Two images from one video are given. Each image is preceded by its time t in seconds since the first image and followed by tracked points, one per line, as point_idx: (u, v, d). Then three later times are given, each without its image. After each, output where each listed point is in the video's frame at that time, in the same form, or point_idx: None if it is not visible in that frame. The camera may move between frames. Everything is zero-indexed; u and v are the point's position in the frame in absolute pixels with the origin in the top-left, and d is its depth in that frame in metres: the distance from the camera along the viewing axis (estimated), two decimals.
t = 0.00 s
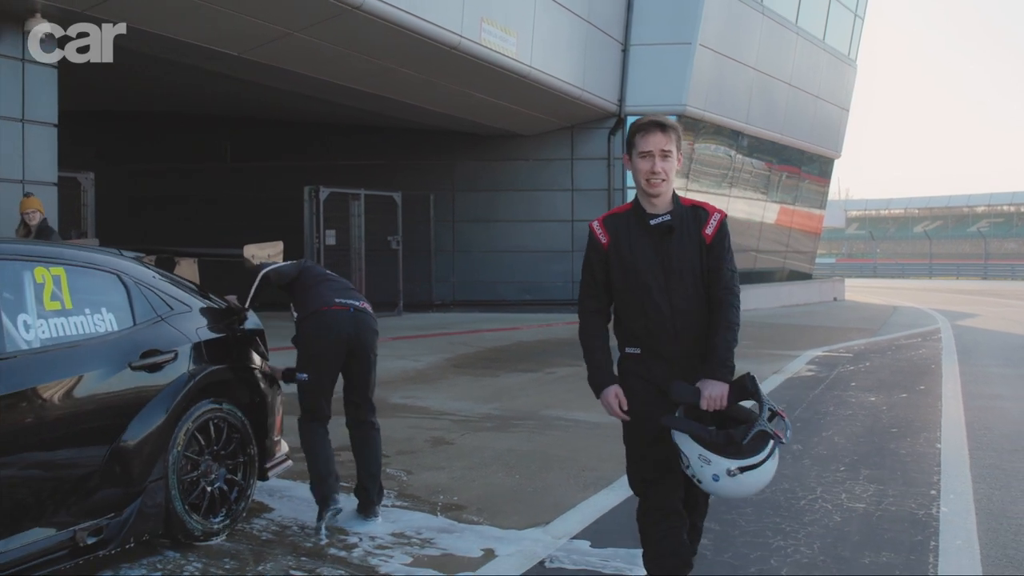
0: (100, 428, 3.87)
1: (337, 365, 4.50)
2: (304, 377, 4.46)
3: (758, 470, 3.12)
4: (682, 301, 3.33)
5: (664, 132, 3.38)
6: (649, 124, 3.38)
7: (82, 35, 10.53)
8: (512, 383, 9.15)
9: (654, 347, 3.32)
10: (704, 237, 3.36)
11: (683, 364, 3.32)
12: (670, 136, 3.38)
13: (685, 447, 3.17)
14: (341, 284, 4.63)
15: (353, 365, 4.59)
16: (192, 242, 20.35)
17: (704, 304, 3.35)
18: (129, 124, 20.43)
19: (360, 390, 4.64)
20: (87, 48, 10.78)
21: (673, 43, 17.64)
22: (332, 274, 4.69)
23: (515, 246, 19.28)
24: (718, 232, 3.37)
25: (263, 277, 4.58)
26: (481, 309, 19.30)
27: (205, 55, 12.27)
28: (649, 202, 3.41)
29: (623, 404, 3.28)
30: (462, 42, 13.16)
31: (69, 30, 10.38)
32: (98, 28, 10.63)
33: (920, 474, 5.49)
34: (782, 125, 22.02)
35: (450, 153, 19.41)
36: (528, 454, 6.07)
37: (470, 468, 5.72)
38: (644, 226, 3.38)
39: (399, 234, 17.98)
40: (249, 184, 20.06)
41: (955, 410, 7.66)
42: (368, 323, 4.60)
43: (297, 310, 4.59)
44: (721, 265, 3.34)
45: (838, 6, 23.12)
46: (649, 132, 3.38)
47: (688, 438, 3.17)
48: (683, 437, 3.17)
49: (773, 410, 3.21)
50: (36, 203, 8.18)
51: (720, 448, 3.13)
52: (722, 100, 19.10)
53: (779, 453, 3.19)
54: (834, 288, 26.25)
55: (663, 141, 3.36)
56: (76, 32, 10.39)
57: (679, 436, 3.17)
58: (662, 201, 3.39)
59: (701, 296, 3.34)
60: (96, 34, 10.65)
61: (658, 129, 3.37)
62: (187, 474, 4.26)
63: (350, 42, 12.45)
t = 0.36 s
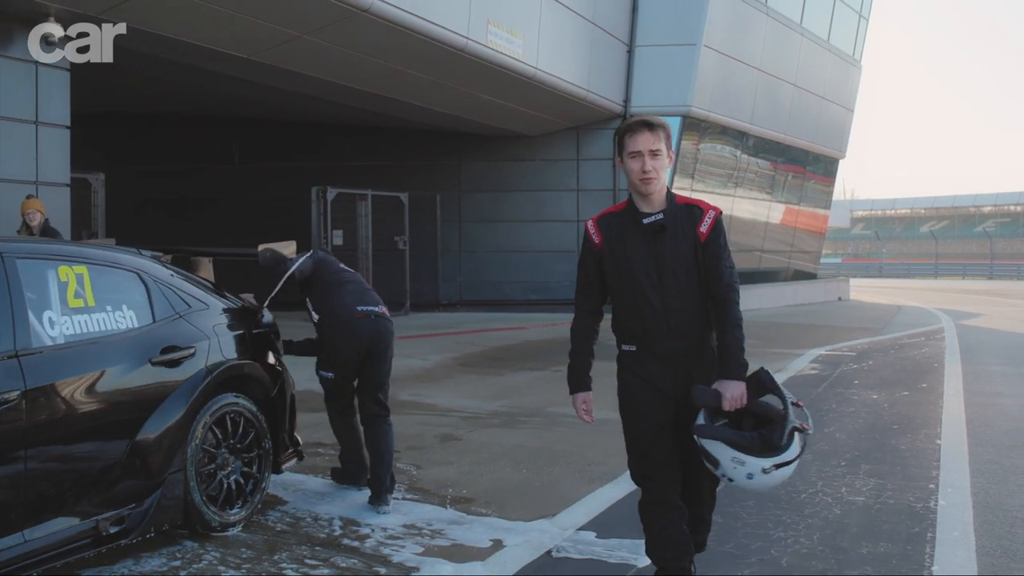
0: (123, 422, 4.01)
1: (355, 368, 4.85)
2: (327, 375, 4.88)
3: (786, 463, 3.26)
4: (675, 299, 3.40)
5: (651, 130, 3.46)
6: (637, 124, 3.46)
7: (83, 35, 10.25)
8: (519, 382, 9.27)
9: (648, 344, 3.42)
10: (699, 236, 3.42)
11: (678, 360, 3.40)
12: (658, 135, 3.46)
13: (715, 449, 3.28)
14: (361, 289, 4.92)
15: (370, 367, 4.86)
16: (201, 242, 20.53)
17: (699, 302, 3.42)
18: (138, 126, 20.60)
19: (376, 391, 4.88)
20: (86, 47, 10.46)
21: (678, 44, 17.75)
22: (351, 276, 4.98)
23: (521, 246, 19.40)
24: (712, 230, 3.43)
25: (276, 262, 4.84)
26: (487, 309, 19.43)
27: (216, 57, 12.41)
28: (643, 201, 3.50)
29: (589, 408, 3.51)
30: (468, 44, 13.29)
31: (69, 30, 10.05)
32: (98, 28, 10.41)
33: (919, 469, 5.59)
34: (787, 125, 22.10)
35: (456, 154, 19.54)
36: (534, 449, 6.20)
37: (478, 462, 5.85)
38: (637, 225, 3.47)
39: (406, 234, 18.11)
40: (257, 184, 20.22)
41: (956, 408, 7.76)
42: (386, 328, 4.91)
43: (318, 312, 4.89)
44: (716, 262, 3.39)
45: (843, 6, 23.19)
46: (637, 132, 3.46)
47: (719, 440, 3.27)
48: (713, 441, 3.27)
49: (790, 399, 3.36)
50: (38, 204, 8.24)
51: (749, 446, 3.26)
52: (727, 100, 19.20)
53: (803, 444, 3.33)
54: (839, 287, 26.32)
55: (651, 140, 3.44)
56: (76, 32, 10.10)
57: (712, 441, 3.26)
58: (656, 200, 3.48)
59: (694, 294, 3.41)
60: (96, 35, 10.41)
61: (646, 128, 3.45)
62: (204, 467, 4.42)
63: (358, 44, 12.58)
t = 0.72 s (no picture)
0: (140, 415, 4.13)
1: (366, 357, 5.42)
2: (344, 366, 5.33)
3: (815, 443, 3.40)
4: (670, 298, 3.47)
5: (632, 139, 3.50)
6: (616, 135, 3.51)
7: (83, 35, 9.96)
8: (524, 379, 9.39)
9: (644, 343, 3.49)
10: (694, 236, 3.48)
11: (674, 357, 3.46)
12: (639, 142, 3.50)
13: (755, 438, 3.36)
14: (373, 286, 5.53)
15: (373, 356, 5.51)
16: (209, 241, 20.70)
17: (696, 300, 3.49)
18: (146, 126, 20.76)
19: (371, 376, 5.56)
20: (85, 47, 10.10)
21: (683, 45, 17.83)
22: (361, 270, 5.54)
23: (527, 246, 19.52)
24: (706, 231, 3.48)
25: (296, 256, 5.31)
26: (493, 308, 19.55)
27: (225, 59, 12.54)
28: (633, 206, 3.56)
29: (600, 401, 3.62)
30: (474, 46, 13.40)
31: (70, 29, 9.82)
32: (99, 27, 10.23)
33: (917, 464, 5.68)
34: (792, 125, 22.16)
35: (463, 154, 19.66)
36: (539, 444, 6.31)
37: (484, 456, 5.97)
38: (631, 227, 3.54)
39: (412, 234, 18.22)
40: (264, 184, 20.36)
41: (956, 405, 7.85)
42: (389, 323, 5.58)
43: (337, 300, 5.37)
44: (713, 261, 3.47)
45: (848, 7, 23.25)
46: (617, 142, 3.51)
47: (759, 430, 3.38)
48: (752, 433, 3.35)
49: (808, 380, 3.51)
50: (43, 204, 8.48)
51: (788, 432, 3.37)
52: (732, 100, 19.28)
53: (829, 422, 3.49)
54: (844, 287, 26.38)
55: (632, 149, 3.48)
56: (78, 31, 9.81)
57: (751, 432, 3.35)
58: (646, 203, 3.53)
59: (689, 292, 3.48)
60: (96, 35, 10.15)
61: (625, 138, 3.50)
62: (217, 459, 4.56)
63: (365, 46, 12.70)
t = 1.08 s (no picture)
0: (152, 410, 4.27)
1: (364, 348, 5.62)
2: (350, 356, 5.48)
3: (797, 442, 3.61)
4: (658, 297, 3.54)
5: (613, 142, 3.60)
6: (598, 140, 3.63)
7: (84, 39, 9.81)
8: (529, 378, 9.49)
9: (631, 340, 3.57)
10: (689, 237, 3.56)
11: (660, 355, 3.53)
12: (620, 144, 3.59)
13: (747, 434, 3.51)
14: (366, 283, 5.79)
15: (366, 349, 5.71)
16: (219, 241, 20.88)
17: (686, 300, 3.56)
18: (157, 126, 20.94)
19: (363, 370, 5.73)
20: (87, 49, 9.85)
21: (689, 46, 17.91)
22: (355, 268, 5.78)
23: (533, 246, 19.63)
24: (702, 231, 3.55)
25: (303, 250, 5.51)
26: (500, 308, 19.66)
27: (234, 61, 12.68)
28: (629, 205, 3.66)
29: (586, 396, 3.73)
30: (481, 47, 13.52)
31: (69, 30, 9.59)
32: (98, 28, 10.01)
33: (914, 461, 5.76)
34: (799, 125, 22.21)
35: (470, 154, 19.79)
36: (541, 441, 6.42)
37: (487, 452, 6.08)
38: (628, 225, 3.64)
39: (420, 234, 18.35)
40: (273, 185, 20.53)
41: (956, 404, 7.93)
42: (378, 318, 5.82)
43: (341, 293, 5.57)
44: (707, 262, 3.54)
45: (854, 8, 23.30)
46: (601, 147, 3.62)
47: (754, 426, 3.51)
48: (746, 425, 3.50)
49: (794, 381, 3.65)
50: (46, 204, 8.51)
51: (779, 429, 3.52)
52: (738, 101, 19.36)
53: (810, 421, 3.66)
54: (851, 288, 26.40)
55: (613, 152, 3.58)
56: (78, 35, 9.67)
57: (744, 425, 3.50)
58: (640, 202, 3.62)
59: (680, 292, 3.55)
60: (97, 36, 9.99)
61: (606, 142, 3.61)
62: (226, 452, 4.68)
63: (373, 48, 12.83)
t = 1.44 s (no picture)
0: (171, 404, 4.41)
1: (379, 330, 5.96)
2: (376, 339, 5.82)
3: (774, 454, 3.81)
4: (651, 300, 3.63)
5: (619, 146, 3.70)
6: (604, 143, 3.75)
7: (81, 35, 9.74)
8: (541, 376, 9.62)
9: (623, 341, 3.68)
10: (685, 242, 3.63)
11: (649, 357, 3.63)
12: (625, 149, 3.69)
13: (735, 444, 3.67)
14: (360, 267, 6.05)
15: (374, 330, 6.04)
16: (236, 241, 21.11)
17: (678, 305, 3.64)
18: (176, 127, 21.17)
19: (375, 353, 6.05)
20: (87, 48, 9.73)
21: (702, 48, 17.98)
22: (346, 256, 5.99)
23: (547, 246, 19.74)
24: (698, 238, 3.62)
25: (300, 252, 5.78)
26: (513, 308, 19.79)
27: (252, 63, 12.86)
28: (631, 208, 3.76)
29: (585, 392, 3.86)
30: (495, 49, 13.65)
31: (69, 30, 9.61)
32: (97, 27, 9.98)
33: (918, 459, 5.85)
34: (813, 127, 22.22)
35: (484, 155, 19.92)
36: (551, 438, 6.54)
37: (498, 448, 6.21)
38: (627, 227, 3.73)
39: (435, 234, 18.52)
40: (290, 185, 20.73)
41: (963, 404, 8.00)
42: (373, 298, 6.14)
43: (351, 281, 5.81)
44: (702, 268, 3.61)
45: (869, 9, 23.28)
46: (608, 150, 3.74)
47: (742, 436, 3.66)
48: (734, 435, 3.65)
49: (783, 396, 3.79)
50: (55, 205, 8.55)
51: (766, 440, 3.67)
52: (751, 102, 19.41)
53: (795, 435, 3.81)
54: (865, 289, 26.36)
55: (618, 156, 3.70)
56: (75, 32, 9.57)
57: (732, 434, 3.65)
58: (641, 206, 3.72)
59: (672, 297, 3.64)
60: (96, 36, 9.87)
61: (613, 146, 3.72)
62: (244, 445, 4.84)
63: (389, 51, 12.99)
